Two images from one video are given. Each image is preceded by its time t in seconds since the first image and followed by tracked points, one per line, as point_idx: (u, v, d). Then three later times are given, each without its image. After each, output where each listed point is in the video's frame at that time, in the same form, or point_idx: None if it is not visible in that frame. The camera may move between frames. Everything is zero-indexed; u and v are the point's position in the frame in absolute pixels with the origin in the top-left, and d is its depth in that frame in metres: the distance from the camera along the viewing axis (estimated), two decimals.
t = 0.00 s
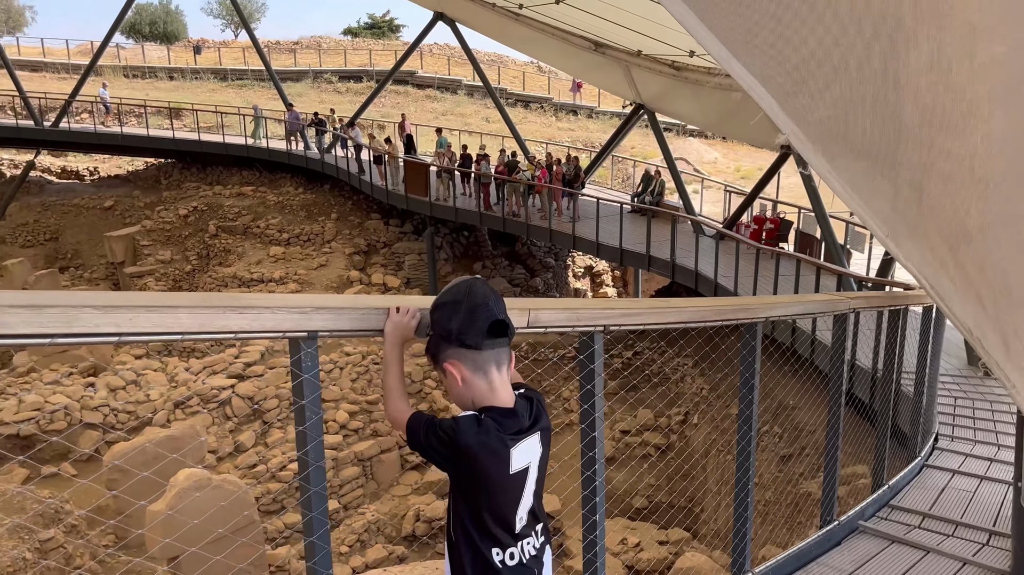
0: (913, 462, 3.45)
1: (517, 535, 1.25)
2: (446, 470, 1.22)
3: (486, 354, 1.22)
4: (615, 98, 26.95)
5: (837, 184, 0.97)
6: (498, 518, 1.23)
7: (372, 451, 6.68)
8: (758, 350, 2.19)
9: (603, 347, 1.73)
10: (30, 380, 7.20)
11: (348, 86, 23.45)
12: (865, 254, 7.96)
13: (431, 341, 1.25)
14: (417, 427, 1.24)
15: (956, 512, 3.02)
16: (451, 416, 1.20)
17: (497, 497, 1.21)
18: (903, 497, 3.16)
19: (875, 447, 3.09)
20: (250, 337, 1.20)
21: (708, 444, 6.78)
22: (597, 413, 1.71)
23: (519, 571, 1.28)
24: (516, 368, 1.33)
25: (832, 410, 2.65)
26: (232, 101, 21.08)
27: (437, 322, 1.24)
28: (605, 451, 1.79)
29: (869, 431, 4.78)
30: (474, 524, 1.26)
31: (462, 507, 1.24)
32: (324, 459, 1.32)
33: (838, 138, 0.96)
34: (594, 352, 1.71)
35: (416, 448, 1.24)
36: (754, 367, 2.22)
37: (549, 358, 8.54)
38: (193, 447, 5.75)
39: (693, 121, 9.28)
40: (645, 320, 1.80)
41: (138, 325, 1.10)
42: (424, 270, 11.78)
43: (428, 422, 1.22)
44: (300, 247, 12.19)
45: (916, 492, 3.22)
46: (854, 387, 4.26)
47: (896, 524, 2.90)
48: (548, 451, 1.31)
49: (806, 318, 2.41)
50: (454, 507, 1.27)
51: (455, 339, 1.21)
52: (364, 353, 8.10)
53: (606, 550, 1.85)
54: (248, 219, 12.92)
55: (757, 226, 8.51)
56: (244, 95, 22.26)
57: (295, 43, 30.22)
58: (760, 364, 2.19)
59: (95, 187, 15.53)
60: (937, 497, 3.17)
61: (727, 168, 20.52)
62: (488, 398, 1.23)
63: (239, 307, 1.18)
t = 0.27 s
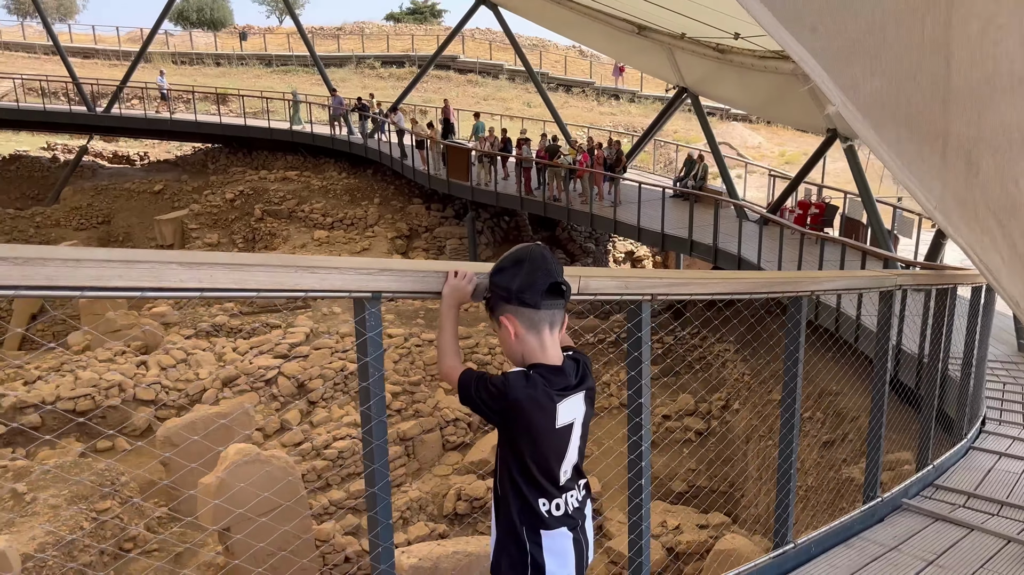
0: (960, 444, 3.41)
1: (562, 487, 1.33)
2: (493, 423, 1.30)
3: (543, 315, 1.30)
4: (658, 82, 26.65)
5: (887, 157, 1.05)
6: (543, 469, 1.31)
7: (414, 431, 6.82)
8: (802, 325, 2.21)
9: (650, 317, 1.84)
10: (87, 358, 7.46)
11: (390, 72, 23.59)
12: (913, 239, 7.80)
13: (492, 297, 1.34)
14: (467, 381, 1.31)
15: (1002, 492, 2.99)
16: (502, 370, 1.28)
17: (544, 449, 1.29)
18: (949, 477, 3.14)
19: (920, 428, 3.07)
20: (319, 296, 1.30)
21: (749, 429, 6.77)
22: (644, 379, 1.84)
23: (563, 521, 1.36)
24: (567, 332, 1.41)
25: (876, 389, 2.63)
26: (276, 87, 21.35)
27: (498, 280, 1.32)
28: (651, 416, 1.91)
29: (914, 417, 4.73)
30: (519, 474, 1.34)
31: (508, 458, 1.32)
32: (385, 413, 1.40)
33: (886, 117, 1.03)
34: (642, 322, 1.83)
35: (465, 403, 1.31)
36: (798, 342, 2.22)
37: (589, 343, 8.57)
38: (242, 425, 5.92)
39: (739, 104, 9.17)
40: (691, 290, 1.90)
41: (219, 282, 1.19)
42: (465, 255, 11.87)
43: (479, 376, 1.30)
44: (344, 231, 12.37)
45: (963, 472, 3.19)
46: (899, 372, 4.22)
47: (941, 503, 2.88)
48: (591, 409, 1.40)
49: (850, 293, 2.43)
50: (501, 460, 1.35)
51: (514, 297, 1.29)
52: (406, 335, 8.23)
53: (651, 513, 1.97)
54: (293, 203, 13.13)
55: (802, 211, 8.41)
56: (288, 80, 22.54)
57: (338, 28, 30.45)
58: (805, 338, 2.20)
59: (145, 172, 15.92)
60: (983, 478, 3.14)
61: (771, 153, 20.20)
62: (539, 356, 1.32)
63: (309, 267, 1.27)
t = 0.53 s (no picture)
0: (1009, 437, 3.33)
1: (594, 456, 1.49)
2: (528, 397, 1.45)
3: (574, 294, 1.46)
4: (703, 73, 26.29)
5: (932, 135, 1.44)
6: (576, 439, 1.47)
7: (454, 421, 6.91)
8: (843, 312, 2.17)
9: (689, 300, 1.85)
10: (138, 343, 7.70)
11: (434, 64, 23.69)
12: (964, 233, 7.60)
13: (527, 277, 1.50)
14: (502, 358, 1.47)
15: None
16: (534, 347, 1.43)
17: (575, 420, 1.45)
18: (995, 471, 3.07)
19: (966, 421, 3.00)
20: (367, 271, 1.42)
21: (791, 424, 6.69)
22: (682, 360, 1.84)
23: (596, 491, 1.51)
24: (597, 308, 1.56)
25: (920, 379, 2.57)
26: (322, 79, 21.61)
27: (534, 261, 1.48)
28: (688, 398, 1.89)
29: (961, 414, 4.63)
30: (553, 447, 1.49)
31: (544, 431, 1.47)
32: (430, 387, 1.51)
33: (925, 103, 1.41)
34: (680, 305, 1.83)
35: (502, 380, 1.47)
36: (839, 329, 2.19)
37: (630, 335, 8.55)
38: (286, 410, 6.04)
39: (785, 96, 9.04)
40: (729, 274, 1.90)
41: (274, 256, 1.33)
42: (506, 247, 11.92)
43: (513, 352, 1.45)
44: (387, 222, 12.51)
45: (1010, 466, 3.11)
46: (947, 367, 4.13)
47: (986, 496, 2.82)
48: (621, 385, 1.54)
49: (890, 281, 2.39)
50: (536, 434, 1.51)
51: (547, 276, 1.45)
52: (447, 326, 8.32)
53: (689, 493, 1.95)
54: (337, 194, 13.32)
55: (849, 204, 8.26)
56: (333, 73, 22.79)
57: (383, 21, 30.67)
58: (845, 326, 2.18)
59: (194, 163, 16.27)
60: None
61: (819, 145, 19.80)
62: (570, 330, 1.47)
63: (356, 244, 1.40)
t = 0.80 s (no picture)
0: None
1: (636, 451, 1.50)
2: (570, 395, 1.47)
3: (615, 295, 1.48)
4: (757, 73, 25.89)
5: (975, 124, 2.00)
6: (618, 435, 1.48)
7: (501, 420, 6.96)
8: (891, 316, 2.14)
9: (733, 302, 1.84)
10: (196, 337, 7.93)
11: (485, 64, 23.82)
12: None
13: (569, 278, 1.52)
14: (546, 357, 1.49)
15: None
16: (576, 346, 1.45)
17: (619, 417, 1.47)
18: None
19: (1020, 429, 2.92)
20: (420, 270, 1.46)
21: (842, 431, 6.58)
22: (725, 361, 1.84)
23: (639, 484, 1.53)
24: (639, 305, 1.58)
25: (972, 385, 2.52)
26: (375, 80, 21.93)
27: (576, 264, 1.50)
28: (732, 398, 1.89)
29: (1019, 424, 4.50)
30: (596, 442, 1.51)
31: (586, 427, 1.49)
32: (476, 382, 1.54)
33: (967, 104, 1.96)
34: (724, 307, 1.83)
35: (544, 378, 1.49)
36: (887, 333, 2.17)
37: (678, 338, 8.48)
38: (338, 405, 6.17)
39: (842, 96, 8.84)
40: (773, 276, 1.90)
41: (331, 254, 1.38)
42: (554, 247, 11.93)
43: (556, 351, 1.47)
44: (437, 221, 12.64)
45: None
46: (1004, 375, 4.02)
47: None
48: (662, 382, 1.55)
49: (941, 285, 2.34)
50: (579, 430, 1.52)
51: (589, 279, 1.47)
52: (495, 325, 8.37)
53: (731, 493, 1.95)
54: (388, 194, 13.50)
55: (906, 207, 8.07)
56: (386, 73, 23.10)
57: (436, 22, 30.97)
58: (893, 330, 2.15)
59: (251, 162, 16.67)
60: None
61: (876, 146, 19.34)
62: (611, 330, 1.49)
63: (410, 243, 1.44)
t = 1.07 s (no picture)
0: None
1: (692, 461, 1.55)
2: (632, 403, 1.50)
3: (686, 309, 1.50)
4: (818, 81, 25.38)
5: None
6: (677, 444, 1.52)
7: (552, 427, 7.00)
8: (953, 334, 2.10)
9: (790, 317, 1.83)
10: (256, 338, 8.15)
11: (542, 72, 23.92)
12: None
13: (632, 294, 1.52)
14: (609, 366, 1.51)
15: None
16: (642, 357, 1.48)
17: (682, 427, 1.51)
18: None
19: None
20: (484, 282, 1.53)
21: (902, 448, 6.42)
22: (781, 377, 1.83)
23: (690, 494, 1.57)
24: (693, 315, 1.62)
25: None
26: (433, 88, 22.25)
27: (640, 279, 1.50)
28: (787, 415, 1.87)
29: None
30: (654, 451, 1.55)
31: (646, 435, 1.53)
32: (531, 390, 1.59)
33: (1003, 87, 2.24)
34: (782, 322, 1.82)
35: (607, 386, 1.51)
36: (948, 352, 2.12)
37: (733, 349, 8.36)
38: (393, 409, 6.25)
39: (906, 106, 8.62)
40: (832, 291, 1.88)
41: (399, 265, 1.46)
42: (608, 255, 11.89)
43: (620, 360, 1.50)
44: (492, 228, 12.74)
45: None
46: None
47: None
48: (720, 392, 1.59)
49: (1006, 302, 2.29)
50: (636, 439, 1.55)
51: (658, 295, 1.48)
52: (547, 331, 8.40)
53: (784, 511, 1.94)
54: (444, 200, 13.67)
55: (973, 219, 7.83)
56: (444, 81, 23.41)
57: (494, 30, 31.22)
58: (955, 349, 2.10)
59: (311, 168, 17.05)
60: None
61: (943, 156, 18.76)
62: (677, 343, 1.53)
63: (476, 256, 1.51)
